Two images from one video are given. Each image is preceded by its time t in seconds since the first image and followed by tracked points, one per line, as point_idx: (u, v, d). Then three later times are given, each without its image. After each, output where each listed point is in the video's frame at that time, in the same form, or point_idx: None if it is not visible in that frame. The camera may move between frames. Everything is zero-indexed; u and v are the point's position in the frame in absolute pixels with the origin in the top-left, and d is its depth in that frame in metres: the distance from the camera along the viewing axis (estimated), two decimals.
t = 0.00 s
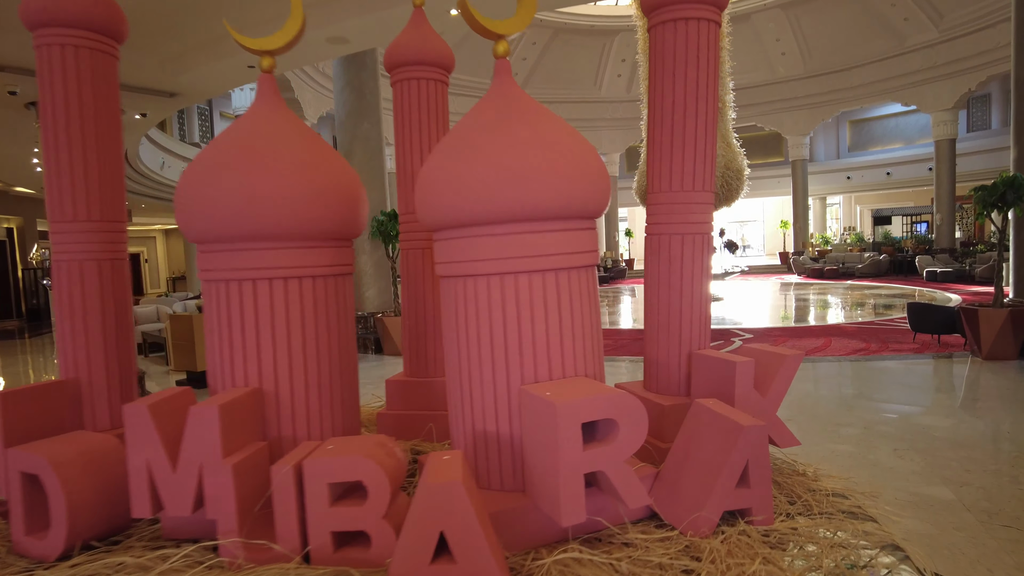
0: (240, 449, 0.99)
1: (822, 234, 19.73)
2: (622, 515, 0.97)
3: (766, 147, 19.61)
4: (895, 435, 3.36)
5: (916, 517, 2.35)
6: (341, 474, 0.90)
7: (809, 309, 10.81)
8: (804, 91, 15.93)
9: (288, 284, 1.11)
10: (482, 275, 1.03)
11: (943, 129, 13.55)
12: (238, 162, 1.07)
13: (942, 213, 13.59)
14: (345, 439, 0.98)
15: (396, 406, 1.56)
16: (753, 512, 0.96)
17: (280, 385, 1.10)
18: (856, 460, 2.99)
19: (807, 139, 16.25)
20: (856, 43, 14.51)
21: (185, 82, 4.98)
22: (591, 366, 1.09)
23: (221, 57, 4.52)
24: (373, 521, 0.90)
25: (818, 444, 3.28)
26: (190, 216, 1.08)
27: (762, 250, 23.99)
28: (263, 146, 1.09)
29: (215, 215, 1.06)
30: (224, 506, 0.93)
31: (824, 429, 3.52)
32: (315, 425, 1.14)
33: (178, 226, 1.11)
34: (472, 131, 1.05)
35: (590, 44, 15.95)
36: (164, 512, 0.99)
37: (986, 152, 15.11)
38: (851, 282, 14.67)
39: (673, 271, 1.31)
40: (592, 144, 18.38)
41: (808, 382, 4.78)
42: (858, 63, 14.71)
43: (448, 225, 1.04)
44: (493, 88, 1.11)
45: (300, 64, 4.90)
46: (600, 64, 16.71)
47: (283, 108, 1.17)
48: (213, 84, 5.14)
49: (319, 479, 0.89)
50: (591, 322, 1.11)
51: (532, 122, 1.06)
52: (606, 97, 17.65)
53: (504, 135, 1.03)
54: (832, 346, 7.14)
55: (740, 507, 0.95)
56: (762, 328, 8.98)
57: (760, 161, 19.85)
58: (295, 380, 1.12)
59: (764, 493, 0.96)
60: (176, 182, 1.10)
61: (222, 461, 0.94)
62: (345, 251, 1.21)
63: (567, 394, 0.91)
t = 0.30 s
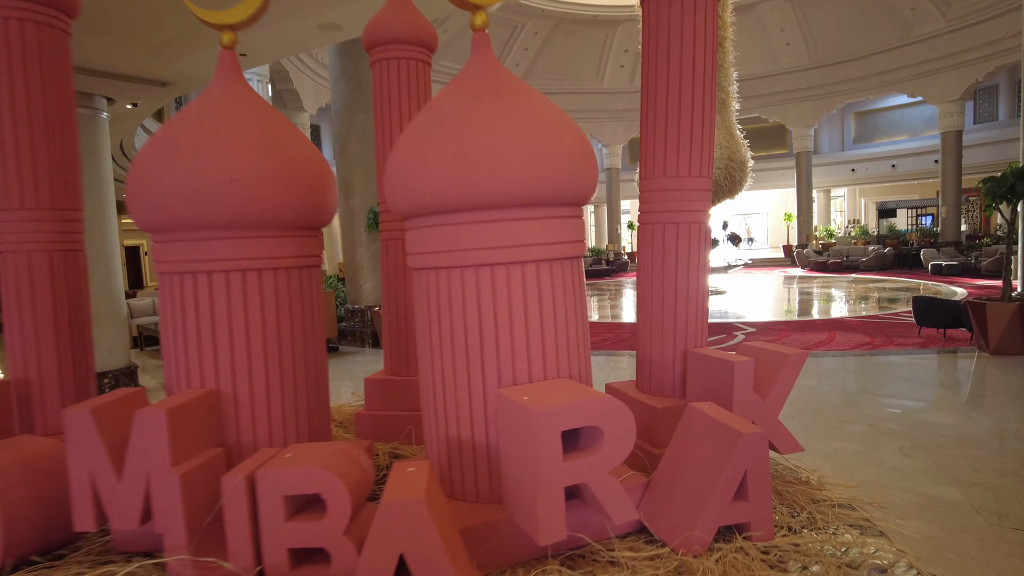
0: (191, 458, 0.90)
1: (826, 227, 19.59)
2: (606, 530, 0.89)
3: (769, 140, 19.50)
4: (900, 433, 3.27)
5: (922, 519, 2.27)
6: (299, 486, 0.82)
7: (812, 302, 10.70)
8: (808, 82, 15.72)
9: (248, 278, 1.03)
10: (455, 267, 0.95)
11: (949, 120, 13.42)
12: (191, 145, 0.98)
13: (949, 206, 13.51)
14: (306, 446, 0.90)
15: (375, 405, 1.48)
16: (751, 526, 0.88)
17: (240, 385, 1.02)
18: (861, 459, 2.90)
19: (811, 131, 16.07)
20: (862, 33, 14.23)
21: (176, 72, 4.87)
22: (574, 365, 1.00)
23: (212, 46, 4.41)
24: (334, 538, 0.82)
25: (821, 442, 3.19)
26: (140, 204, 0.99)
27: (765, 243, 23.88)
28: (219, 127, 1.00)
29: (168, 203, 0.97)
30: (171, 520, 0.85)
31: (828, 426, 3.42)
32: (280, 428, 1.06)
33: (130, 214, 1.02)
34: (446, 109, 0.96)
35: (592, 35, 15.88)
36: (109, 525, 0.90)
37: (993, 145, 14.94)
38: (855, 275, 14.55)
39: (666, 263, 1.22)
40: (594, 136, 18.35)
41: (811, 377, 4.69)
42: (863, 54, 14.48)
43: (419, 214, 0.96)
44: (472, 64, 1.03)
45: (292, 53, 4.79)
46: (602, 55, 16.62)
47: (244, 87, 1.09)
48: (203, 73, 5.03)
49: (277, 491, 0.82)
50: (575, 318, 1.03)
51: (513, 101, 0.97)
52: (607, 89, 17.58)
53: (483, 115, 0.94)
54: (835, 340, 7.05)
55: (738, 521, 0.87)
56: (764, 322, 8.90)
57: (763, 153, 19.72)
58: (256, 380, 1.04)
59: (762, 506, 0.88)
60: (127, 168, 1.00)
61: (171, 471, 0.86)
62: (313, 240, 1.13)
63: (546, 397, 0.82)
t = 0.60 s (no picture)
0: (113, 477, 0.80)
1: (827, 221, 19.45)
2: (577, 558, 0.80)
3: (771, 132, 19.37)
4: (904, 432, 3.17)
5: (926, 523, 2.18)
6: (230, 512, 0.72)
7: (813, 296, 10.59)
8: (812, 74, 15.56)
9: (187, 274, 0.93)
10: (414, 264, 0.85)
11: (953, 112, 13.31)
12: (116, 128, 0.87)
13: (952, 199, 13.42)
14: (242, 465, 0.81)
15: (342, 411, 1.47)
16: (742, 554, 0.78)
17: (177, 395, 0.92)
18: (862, 460, 2.81)
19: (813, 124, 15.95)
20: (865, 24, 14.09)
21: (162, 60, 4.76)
22: (546, 373, 0.91)
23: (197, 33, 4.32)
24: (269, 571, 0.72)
25: (821, 441, 3.09)
26: (63, 192, 0.89)
27: (766, 236, 23.75)
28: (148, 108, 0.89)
29: (91, 190, 0.87)
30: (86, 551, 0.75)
31: (829, 424, 3.33)
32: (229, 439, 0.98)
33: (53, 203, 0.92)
34: (404, 83, 0.85)
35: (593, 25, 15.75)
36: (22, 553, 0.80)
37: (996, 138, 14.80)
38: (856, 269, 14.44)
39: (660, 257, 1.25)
40: (595, 128, 18.25)
41: (811, 374, 4.59)
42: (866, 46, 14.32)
43: (374, 203, 0.86)
44: (435, 34, 0.91)
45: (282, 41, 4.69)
46: (603, 45, 16.50)
47: (182, 61, 0.98)
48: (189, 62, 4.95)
49: (204, 518, 0.72)
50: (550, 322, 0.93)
51: (479, 76, 0.87)
52: (608, 80, 17.47)
53: (445, 90, 0.84)
54: (836, 335, 6.96)
55: (727, 550, 0.77)
56: (764, 316, 8.81)
57: (764, 146, 19.58)
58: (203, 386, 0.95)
59: (755, 537, 0.78)
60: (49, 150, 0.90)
61: (86, 493, 0.76)
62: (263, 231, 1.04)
63: (510, 413, 0.71)
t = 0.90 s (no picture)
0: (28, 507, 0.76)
1: (825, 216, 19.42)
2: None
3: (769, 128, 19.40)
4: (900, 433, 3.11)
5: (920, 531, 2.13)
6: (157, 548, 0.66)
7: (810, 292, 10.56)
8: (810, 70, 15.48)
9: (121, 287, 0.89)
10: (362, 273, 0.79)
11: (952, 108, 13.33)
12: (37, 126, 0.80)
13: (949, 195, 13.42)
14: (175, 491, 0.75)
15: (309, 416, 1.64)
16: None
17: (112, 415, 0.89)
18: (856, 463, 2.75)
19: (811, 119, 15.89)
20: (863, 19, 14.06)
21: (145, 53, 4.68)
22: (506, 386, 0.86)
23: (181, 27, 4.24)
24: None
25: (815, 442, 3.03)
26: None
27: (764, 232, 23.74)
28: (73, 107, 0.83)
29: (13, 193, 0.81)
30: None
31: (823, 424, 3.26)
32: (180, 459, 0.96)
33: None
34: (352, 77, 0.79)
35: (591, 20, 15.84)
36: None
37: (994, 133, 14.74)
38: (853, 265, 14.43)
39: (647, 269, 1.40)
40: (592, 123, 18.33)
41: (806, 372, 4.54)
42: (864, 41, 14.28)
43: (323, 205, 0.80)
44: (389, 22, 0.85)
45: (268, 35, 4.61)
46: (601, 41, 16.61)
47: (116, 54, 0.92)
48: (175, 56, 4.87)
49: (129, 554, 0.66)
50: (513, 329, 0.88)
51: (438, 68, 0.81)
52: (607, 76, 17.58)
53: (401, 82, 0.78)
54: (832, 332, 6.92)
55: None
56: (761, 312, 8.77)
57: (762, 141, 19.58)
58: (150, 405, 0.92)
59: (727, 566, 0.73)
60: None
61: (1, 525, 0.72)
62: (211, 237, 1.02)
63: (457, 437, 0.66)
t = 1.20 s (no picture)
0: None
1: (821, 217, 19.39)
2: None
3: (765, 128, 19.37)
4: (889, 436, 3.08)
5: (906, 538, 2.11)
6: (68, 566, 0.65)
7: (806, 293, 10.52)
8: (806, 69, 15.48)
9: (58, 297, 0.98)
10: (294, 284, 0.77)
11: (947, 108, 13.36)
12: None
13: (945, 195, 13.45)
14: (96, 513, 0.74)
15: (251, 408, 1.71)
16: None
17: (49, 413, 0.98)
18: (843, 467, 2.72)
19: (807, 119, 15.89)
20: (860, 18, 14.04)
21: (134, 53, 4.66)
22: (446, 399, 0.85)
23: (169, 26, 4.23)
24: None
25: (803, 446, 2.99)
26: None
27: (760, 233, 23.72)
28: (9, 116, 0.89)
29: None
30: None
31: (811, 428, 3.23)
32: (116, 477, 1.06)
33: None
34: (283, 80, 0.76)
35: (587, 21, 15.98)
36: None
37: (990, 133, 14.74)
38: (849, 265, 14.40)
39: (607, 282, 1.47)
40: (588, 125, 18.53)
41: (797, 375, 4.51)
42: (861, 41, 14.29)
43: (256, 213, 0.77)
44: (326, 21, 0.81)
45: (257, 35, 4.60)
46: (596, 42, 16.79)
47: (50, 62, 0.98)
48: (165, 56, 4.85)
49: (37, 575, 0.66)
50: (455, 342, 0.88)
51: (378, 72, 0.79)
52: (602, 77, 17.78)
53: (338, 85, 0.75)
54: (826, 333, 6.89)
55: None
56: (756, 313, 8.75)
57: (758, 142, 19.55)
58: (82, 426, 1.02)
59: None
60: None
61: None
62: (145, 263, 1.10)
63: (381, 459, 0.65)
